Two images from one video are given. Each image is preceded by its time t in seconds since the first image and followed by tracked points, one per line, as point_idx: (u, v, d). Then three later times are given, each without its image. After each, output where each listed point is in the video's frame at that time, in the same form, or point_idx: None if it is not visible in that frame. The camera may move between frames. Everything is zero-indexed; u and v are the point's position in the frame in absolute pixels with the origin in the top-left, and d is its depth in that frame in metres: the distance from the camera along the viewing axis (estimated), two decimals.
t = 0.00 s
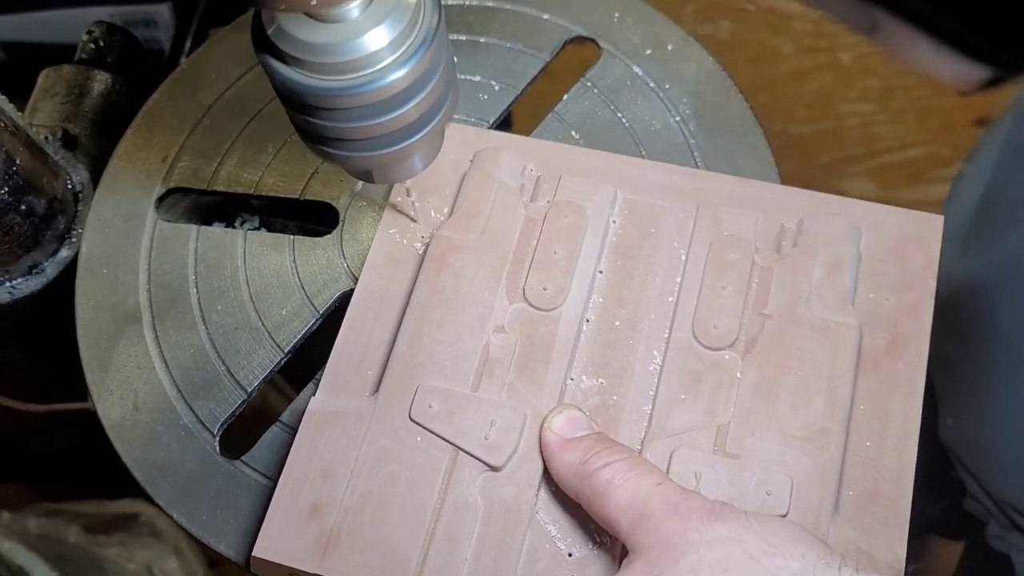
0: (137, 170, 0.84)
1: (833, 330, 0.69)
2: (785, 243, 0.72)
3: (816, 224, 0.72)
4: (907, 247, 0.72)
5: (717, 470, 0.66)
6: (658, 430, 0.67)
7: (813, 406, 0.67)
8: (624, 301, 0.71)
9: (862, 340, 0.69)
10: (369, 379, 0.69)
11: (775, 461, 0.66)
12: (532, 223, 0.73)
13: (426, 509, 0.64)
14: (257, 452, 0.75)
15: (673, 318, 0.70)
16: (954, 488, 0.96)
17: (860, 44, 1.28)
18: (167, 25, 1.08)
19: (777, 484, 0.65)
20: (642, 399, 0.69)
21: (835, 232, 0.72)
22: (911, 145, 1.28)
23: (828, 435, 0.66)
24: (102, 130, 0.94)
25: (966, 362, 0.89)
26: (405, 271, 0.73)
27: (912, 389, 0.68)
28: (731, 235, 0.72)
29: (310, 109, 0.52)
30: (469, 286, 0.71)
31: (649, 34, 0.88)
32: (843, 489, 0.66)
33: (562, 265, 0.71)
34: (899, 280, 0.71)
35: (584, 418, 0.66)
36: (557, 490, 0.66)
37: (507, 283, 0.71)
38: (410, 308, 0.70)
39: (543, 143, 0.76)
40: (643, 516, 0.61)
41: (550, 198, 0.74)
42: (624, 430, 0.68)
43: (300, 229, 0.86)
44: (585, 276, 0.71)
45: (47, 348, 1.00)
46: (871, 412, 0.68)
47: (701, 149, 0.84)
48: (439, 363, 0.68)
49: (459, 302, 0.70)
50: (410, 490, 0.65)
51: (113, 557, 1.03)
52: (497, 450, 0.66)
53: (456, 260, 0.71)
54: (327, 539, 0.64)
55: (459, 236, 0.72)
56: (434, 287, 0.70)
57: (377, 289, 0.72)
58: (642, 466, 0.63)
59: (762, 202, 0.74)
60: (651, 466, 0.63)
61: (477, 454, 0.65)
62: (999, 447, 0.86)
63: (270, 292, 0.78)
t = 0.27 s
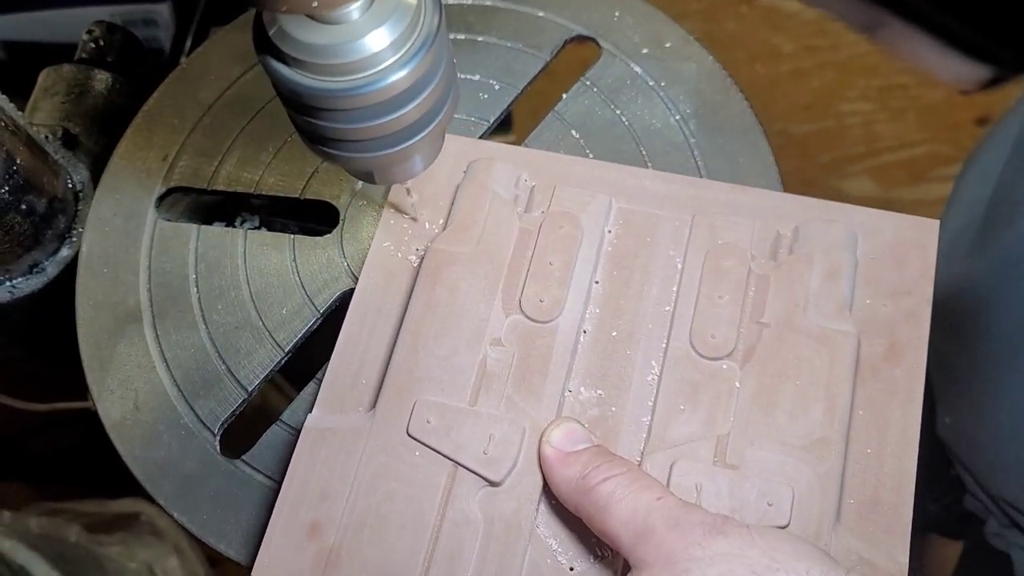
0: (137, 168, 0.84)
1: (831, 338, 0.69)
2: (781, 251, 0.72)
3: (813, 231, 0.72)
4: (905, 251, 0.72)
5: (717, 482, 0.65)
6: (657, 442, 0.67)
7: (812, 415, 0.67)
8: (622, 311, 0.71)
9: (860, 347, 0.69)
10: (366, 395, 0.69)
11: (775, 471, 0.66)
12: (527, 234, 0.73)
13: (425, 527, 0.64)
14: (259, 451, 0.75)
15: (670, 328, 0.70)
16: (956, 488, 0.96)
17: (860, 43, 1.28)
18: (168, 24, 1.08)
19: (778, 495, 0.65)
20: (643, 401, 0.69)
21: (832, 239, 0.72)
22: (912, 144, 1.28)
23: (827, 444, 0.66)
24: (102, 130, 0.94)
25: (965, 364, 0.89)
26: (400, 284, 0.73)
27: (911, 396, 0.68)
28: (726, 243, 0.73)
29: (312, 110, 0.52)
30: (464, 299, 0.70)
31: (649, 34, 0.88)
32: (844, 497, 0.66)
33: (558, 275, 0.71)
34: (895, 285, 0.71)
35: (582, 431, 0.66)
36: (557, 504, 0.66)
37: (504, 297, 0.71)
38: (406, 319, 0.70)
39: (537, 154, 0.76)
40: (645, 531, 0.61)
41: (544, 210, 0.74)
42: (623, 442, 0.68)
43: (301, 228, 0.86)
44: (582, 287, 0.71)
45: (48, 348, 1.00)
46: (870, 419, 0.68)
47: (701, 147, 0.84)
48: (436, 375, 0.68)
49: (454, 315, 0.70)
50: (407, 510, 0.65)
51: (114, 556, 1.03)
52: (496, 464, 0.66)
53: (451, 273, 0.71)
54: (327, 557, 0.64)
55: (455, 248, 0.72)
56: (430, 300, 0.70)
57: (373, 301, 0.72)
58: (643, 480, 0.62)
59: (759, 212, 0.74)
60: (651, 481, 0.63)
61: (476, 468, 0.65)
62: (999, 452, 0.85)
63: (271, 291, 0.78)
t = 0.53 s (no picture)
0: (138, 168, 0.84)
1: (828, 340, 0.69)
2: (778, 254, 0.72)
3: (810, 233, 0.72)
4: (902, 254, 0.72)
5: (716, 486, 0.65)
6: (655, 446, 0.67)
7: (810, 418, 0.67)
8: (619, 315, 0.71)
9: (857, 350, 0.69)
10: (363, 399, 0.69)
11: (775, 475, 0.66)
12: (524, 237, 0.73)
13: (424, 533, 0.64)
14: (259, 451, 0.75)
15: (667, 333, 0.70)
16: (957, 489, 0.96)
17: (860, 42, 1.28)
18: (169, 24, 1.08)
19: (777, 499, 0.65)
20: (642, 402, 0.69)
21: (830, 241, 0.72)
22: (912, 144, 1.28)
23: (826, 447, 0.66)
24: (103, 129, 0.94)
25: (965, 365, 0.89)
26: (396, 290, 0.73)
27: (909, 398, 0.68)
28: (724, 246, 0.73)
29: (313, 111, 0.52)
30: (461, 306, 0.70)
31: (649, 33, 0.88)
32: (843, 499, 0.66)
33: (555, 281, 0.71)
34: (893, 287, 0.71)
35: (581, 436, 0.66)
36: (556, 509, 0.66)
37: (501, 301, 0.71)
38: (403, 325, 0.70)
39: (532, 158, 0.76)
40: (643, 536, 0.61)
41: (541, 214, 0.74)
42: (622, 447, 0.68)
43: (301, 228, 0.86)
44: (579, 292, 0.71)
45: (48, 347, 1.00)
46: (868, 421, 0.68)
47: (702, 147, 0.84)
48: (433, 382, 0.68)
49: (451, 320, 0.70)
50: (405, 518, 0.65)
51: (114, 556, 1.03)
52: (494, 471, 0.66)
53: (446, 280, 0.71)
54: (326, 564, 0.64)
55: (452, 254, 0.72)
56: (427, 306, 0.70)
57: (369, 308, 0.72)
58: (642, 485, 0.62)
59: (756, 214, 0.74)
60: (650, 486, 0.63)
61: (474, 476, 0.66)
62: (999, 455, 0.85)
63: (271, 290, 0.78)
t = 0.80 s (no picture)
0: (139, 168, 0.84)
1: (828, 340, 0.69)
2: (776, 254, 0.72)
3: (809, 234, 0.72)
4: (902, 253, 0.72)
5: (716, 487, 0.65)
6: (655, 447, 0.67)
7: (809, 418, 0.67)
8: (618, 316, 0.71)
9: (856, 350, 0.69)
10: (363, 401, 0.69)
11: (775, 476, 0.66)
12: (522, 239, 0.73)
13: (424, 535, 0.65)
14: (260, 451, 0.75)
15: (667, 334, 0.70)
16: (957, 490, 0.96)
17: (861, 42, 1.29)
18: (169, 23, 1.08)
19: (777, 499, 0.65)
20: (642, 402, 0.69)
21: (829, 241, 0.72)
22: (913, 143, 1.27)
23: (826, 448, 0.66)
24: (103, 129, 0.94)
25: (965, 365, 0.89)
26: (395, 292, 0.73)
27: (909, 398, 0.68)
28: (723, 247, 0.73)
29: (314, 113, 0.52)
30: (460, 308, 0.70)
31: (649, 33, 0.88)
32: (843, 499, 0.66)
33: (554, 282, 0.71)
34: (891, 287, 0.71)
35: (581, 438, 0.66)
36: (556, 511, 0.66)
37: (500, 302, 0.71)
38: (402, 327, 0.70)
39: (531, 160, 0.76)
40: (644, 538, 0.61)
41: (539, 215, 0.74)
42: (622, 448, 0.68)
43: (302, 228, 0.86)
44: (577, 293, 0.71)
45: (49, 347, 1.00)
46: (868, 421, 0.68)
47: (702, 146, 0.84)
48: (432, 384, 0.68)
49: (450, 322, 0.70)
50: (405, 520, 0.65)
51: (115, 556, 1.03)
52: (493, 473, 0.66)
53: (446, 282, 0.71)
54: (326, 566, 0.64)
55: (451, 256, 0.72)
56: (426, 309, 0.70)
57: (367, 310, 0.72)
58: (642, 486, 0.62)
59: (755, 216, 0.74)
60: (650, 487, 0.63)
61: (473, 478, 0.66)
62: (999, 456, 0.85)
63: (272, 290, 0.78)
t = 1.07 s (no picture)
0: (138, 168, 0.84)
1: (827, 338, 0.69)
2: (776, 252, 0.72)
3: (809, 232, 0.72)
4: (901, 252, 0.72)
5: (715, 485, 0.65)
6: (654, 445, 0.67)
7: (808, 417, 0.67)
8: (618, 314, 0.71)
9: (856, 349, 0.69)
10: (362, 399, 0.69)
11: (774, 474, 0.66)
12: (522, 236, 0.73)
13: (423, 533, 0.65)
14: (260, 450, 0.75)
15: (666, 333, 0.70)
16: (958, 490, 0.96)
17: (861, 42, 1.29)
18: (169, 23, 1.08)
19: (776, 497, 0.65)
20: (641, 400, 0.69)
21: (828, 240, 0.72)
22: (912, 143, 1.27)
23: (825, 446, 0.66)
24: (103, 129, 0.94)
25: (965, 364, 0.89)
26: (395, 291, 0.73)
27: (908, 397, 0.68)
28: (722, 245, 0.73)
29: (315, 114, 0.52)
30: (460, 306, 0.70)
31: (649, 32, 0.88)
32: (841, 496, 0.66)
33: (553, 280, 0.71)
34: (891, 285, 0.71)
35: (580, 436, 0.66)
36: (555, 509, 0.66)
37: (500, 299, 0.71)
38: (401, 326, 0.70)
39: (531, 158, 0.76)
40: (643, 535, 0.61)
41: (539, 214, 0.74)
42: (621, 445, 0.68)
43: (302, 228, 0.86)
44: (577, 291, 0.71)
45: (49, 347, 1.00)
46: (867, 420, 0.68)
47: (702, 146, 0.84)
48: (431, 381, 0.68)
49: (450, 320, 0.70)
50: (405, 516, 0.65)
51: (115, 556, 1.03)
52: (493, 470, 0.66)
53: (446, 280, 0.71)
54: (324, 564, 0.64)
55: (451, 255, 0.72)
56: (425, 307, 0.70)
57: (367, 307, 0.72)
58: (641, 484, 0.62)
59: (755, 214, 0.74)
60: (649, 484, 0.63)
61: (473, 476, 0.66)
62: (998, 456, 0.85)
63: (272, 290, 0.78)
